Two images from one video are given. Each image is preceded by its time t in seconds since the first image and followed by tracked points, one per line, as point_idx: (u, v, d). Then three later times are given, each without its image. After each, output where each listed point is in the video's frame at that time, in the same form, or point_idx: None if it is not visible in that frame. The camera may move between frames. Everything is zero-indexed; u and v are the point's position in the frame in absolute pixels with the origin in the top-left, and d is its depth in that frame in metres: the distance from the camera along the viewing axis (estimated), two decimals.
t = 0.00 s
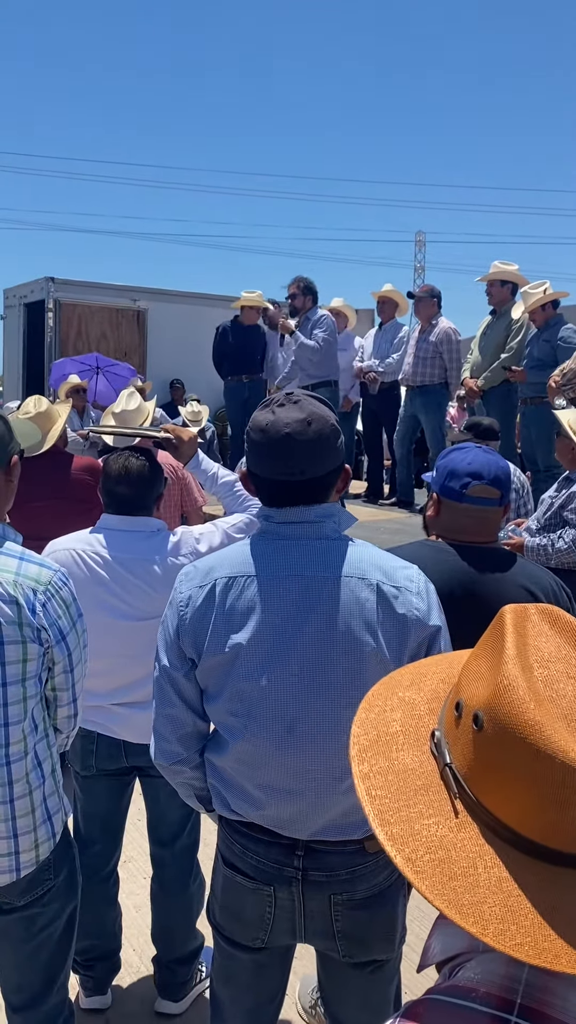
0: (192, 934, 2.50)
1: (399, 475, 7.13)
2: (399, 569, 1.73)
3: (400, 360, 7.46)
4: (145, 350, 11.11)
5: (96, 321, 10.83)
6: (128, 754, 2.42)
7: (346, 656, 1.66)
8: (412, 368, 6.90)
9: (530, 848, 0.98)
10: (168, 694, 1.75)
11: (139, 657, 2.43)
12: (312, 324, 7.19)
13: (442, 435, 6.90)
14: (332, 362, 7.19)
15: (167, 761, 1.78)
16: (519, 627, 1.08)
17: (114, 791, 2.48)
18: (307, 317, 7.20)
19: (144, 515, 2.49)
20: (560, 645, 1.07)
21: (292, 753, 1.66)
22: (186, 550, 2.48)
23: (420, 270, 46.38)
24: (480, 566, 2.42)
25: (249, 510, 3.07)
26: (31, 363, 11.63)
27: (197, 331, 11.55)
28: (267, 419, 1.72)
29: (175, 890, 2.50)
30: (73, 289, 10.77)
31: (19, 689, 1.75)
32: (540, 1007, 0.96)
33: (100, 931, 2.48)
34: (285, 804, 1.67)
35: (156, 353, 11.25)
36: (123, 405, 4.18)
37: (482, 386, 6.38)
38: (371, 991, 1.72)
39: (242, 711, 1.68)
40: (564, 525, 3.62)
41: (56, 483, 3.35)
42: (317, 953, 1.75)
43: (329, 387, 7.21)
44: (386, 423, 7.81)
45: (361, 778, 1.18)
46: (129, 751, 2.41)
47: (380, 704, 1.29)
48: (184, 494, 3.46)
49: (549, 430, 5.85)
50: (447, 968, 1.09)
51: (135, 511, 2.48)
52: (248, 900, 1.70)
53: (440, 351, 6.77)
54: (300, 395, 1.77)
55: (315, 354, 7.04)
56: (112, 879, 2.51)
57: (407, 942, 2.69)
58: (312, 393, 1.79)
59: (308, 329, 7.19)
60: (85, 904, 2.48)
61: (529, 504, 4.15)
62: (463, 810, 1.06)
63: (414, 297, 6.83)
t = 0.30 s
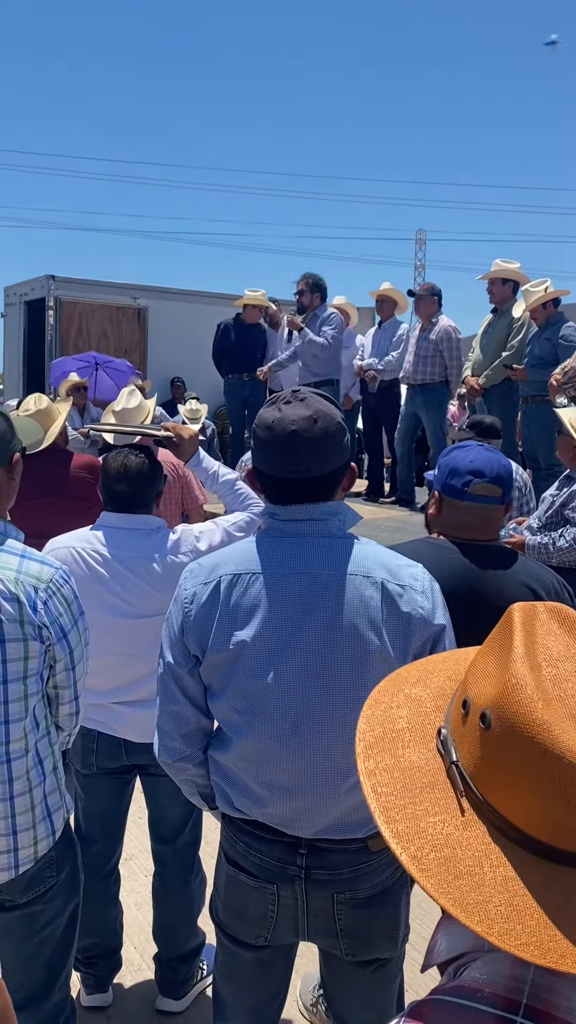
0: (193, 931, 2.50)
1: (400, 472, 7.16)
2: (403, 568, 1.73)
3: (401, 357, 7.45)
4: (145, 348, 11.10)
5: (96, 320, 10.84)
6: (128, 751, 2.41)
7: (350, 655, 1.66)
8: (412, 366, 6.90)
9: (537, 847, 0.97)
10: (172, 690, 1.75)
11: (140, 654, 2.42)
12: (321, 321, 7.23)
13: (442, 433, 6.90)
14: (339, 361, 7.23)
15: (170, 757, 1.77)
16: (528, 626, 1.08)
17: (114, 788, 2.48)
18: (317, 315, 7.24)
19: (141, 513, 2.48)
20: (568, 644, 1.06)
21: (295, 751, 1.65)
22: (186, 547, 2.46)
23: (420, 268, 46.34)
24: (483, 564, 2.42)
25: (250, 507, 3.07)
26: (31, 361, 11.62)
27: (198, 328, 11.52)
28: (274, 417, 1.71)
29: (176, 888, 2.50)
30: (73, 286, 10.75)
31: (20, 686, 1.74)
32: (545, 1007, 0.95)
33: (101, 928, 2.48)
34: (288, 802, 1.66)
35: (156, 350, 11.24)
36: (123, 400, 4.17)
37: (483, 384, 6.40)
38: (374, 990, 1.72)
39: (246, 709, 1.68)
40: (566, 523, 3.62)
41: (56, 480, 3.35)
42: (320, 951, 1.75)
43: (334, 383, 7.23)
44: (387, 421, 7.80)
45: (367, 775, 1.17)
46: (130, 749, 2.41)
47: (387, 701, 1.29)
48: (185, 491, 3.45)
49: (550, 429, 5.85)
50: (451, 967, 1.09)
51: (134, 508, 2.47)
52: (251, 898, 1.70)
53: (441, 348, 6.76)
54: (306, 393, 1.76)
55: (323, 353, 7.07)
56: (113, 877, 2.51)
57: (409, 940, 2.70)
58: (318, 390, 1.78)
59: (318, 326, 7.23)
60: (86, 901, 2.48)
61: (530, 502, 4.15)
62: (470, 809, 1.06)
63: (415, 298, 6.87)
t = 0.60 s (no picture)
0: (193, 929, 2.50)
1: (403, 473, 7.14)
2: (405, 565, 1.73)
3: (402, 355, 7.42)
4: (145, 347, 11.09)
5: (97, 318, 10.83)
6: (128, 749, 2.41)
7: (352, 652, 1.66)
8: (413, 364, 6.90)
9: (538, 842, 0.97)
10: (174, 687, 1.74)
11: (139, 652, 2.42)
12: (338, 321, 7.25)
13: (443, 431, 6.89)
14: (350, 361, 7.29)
15: (172, 754, 1.77)
16: (529, 621, 1.07)
17: (114, 787, 2.47)
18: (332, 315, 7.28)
19: (143, 510, 2.48)
20: (570, 640, 1.06)
21: (296, 748, 1.65)
22: (186, 545, 2.46)
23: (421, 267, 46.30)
24: (483, 562, 2.41)
25: (250, 505, 3.07)
26: (31, 359, 11.60)
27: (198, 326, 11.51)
28: (277, 414, 1.71)
29: (176, 886, 2.50)
30: (74, 285, 10.74)
31: (20, 684, 1.74)
32: (546, 1001, 0.95)
33: (102, 926, 2.48)
34: (289, 799, 1.66)
35: (156, 348, 11.23)
36: (123, 398, 4.16)
37: (484, 382, 6.40)
38: (374, 987, 1.72)
39: (247, 705, 1.67)
40: (566, 521, 3.62)
41: (56, 478, 3.35)
42: (321, 949, 1.75)
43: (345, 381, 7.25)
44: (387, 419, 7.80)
45: (368, 770, 1.17)
46: (130, 747, 2.41)
47: (388, 697, 1.29)
48: (185, 489, 3.45)
49: (551, 427, 5.83)
50: (452, 963, 1.09)
51: (134, 506, 2.47)
52: (252, 895, 1.70)
53: (442, 346, 6.75)
54: (310, 390, 1.76)
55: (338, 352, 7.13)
56: (113, 875, 2.51)
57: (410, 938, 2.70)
58: (322, 388, 1.78)
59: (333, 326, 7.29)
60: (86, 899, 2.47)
61: (531, 500, 4.15)
62: (470, 804, 1.05)
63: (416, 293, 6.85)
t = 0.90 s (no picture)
0: (193, 926, 2.50)
1: (402, 469, 7.11)
2: (406, 563, 1.73)
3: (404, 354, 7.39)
4: (146, 346, 11.10)
5: (98, 316, 10.84)
6: (128, 747, 2.41)
7: (353, 649, 1.65)
8: (415, 363, 6.89)
9: (538, 836, 0.97)
10: (175, 684, 1.74)
11: (139, 651, 2.42)
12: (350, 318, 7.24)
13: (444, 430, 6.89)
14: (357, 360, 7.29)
15: (173, 752, 1.77)
16: (530, 618, 1.07)
17: (114, 786, 2.47)
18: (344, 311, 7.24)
19: (143, 509, 2.49)
20: (571, 637, 1.06)
21: (297, 745, 1.65)
22: (185, 543, 2.46)
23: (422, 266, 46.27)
24: (483, 560, 2.41)
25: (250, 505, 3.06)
26: (33, 359, 11.62)
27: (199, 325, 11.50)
28: (280, 413, 1.71)
29: (177, 884, 2.50)
30: (75, 284, 10.74)
31: (21, 684, 1.74)
32: (545, 995, 0.95)
33: (102, 924, 2.48)
34: (290, 796, 1.66)
35: (157, 347, 11.23)
36: (124, 398, 4.16)
37: (485, 381, 6.40)
38: (374, 985, 1.72)
39: (247, 700, 1.67)
40: (567, 520, 3.62)
41: (57, 476, 3.35)
42: (321, 946, 1.75)
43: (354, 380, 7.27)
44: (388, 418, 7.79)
45: (369, 765, 1.17)
46: (130, 744, 2.41)
47: (389, 692, 1.29)
48: (186, 488, 3.45)
49: (553, 425, 5.81)
50: (451, 958, 1.09)
51: (134, 505, 2.47)
52: (253, 892, 1.70)
53: (443, 345, 6.74)
54: (312, 389, 1.76)
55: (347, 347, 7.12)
56: (113, 873, 2.51)
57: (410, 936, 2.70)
58: (325, 387, 1.78)
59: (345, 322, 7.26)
60: (86, 898, 2.47)
61: (531, 500, 4.15)
62: (471, 798, 1.05)
63: (418, 292, 6.85)
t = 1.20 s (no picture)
0: (194, 925, 2.50)
1: (403, 469, 7.11)
2: (409, 562, 1.73)
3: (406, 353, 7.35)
4: (148, 345, 11.09)
5: (99, 315, 10.83)
6: (131, 746, 2.41)
7: (355, 648, 1.65)
8: (417, 362, 6.89)
9: (539, 834, 0.97)
10: (177, 682, 1.74)
11: (142, 649, 2.42)
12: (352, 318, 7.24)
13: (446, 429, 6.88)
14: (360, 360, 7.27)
15: (176, 750, 1.78)
16: (531, 617, 1.07)
17: (116, 785, 2.47)
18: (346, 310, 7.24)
19: (146, 508, 2.49)
20: (572, 635, 1.06)
21: (298, 743, 1.65)
22: (188, 542, 2.46)
23: (423, 265, 46.22)
24: (485, 560, 2.41)
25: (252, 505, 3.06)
26: (34, 359, 11.63)
27: (201, 325, 11.50)
28: (284, 412, 1.71)
29: (179, 882, 2.50)
30: (77, 283, 10.74)
31: (23, 683, 1.73)
32: (548, 993, 0.95)
33: (104, 922, 2.48)
34: (293, 794, 1.66)
35: (159, 347, 11.23)
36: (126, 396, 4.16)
37: (487, 380, 6.40)
38: (376, 984, 1.72)
39: (249, 699, 1.67)
40: (569, 520, 3.61)
41: (60, 475, 3.35)
42: (324, 945, 1.75)
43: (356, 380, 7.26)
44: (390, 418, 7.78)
45: (370, 764, 1.17)
46: (132, 742, 2.41)
47: (389, 690, 1.28)
48: (189, 488, 3.44)
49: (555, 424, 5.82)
50: (453, 956, 1.09)
51: (136, 504, 2.47)
52: (255, 891, 1.70)
53: (446, 345, 6.72)
54: (316, 388, 1.75)
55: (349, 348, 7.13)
56: (115, 872, 2.51)
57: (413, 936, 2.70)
58: (329, 386, 1.78)
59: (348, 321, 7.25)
60: (89, 897, 2.48)
61: (534, 499, 4.14)
62: (472, 797, 1.05)
63: (421, 291, 6.85)
